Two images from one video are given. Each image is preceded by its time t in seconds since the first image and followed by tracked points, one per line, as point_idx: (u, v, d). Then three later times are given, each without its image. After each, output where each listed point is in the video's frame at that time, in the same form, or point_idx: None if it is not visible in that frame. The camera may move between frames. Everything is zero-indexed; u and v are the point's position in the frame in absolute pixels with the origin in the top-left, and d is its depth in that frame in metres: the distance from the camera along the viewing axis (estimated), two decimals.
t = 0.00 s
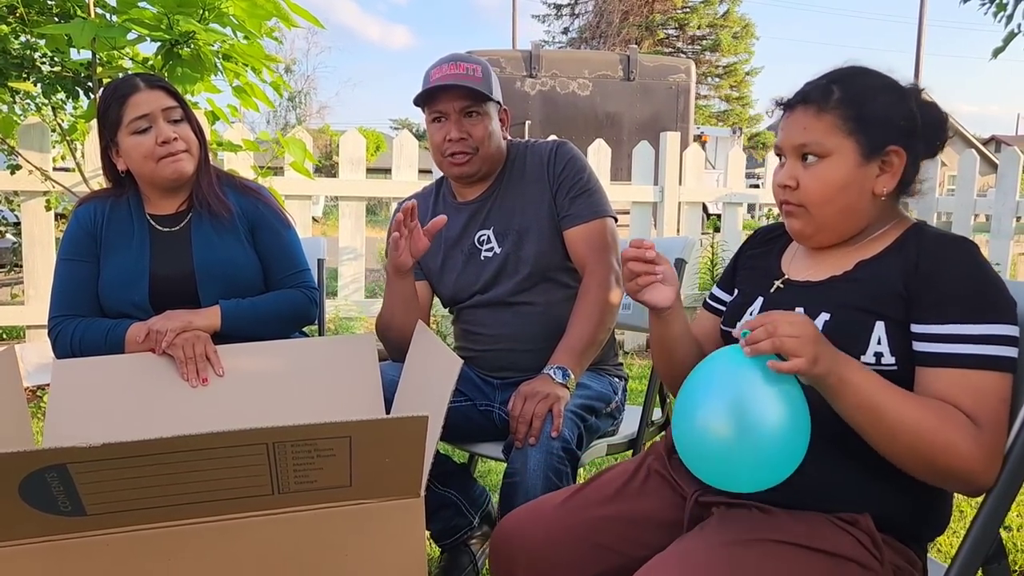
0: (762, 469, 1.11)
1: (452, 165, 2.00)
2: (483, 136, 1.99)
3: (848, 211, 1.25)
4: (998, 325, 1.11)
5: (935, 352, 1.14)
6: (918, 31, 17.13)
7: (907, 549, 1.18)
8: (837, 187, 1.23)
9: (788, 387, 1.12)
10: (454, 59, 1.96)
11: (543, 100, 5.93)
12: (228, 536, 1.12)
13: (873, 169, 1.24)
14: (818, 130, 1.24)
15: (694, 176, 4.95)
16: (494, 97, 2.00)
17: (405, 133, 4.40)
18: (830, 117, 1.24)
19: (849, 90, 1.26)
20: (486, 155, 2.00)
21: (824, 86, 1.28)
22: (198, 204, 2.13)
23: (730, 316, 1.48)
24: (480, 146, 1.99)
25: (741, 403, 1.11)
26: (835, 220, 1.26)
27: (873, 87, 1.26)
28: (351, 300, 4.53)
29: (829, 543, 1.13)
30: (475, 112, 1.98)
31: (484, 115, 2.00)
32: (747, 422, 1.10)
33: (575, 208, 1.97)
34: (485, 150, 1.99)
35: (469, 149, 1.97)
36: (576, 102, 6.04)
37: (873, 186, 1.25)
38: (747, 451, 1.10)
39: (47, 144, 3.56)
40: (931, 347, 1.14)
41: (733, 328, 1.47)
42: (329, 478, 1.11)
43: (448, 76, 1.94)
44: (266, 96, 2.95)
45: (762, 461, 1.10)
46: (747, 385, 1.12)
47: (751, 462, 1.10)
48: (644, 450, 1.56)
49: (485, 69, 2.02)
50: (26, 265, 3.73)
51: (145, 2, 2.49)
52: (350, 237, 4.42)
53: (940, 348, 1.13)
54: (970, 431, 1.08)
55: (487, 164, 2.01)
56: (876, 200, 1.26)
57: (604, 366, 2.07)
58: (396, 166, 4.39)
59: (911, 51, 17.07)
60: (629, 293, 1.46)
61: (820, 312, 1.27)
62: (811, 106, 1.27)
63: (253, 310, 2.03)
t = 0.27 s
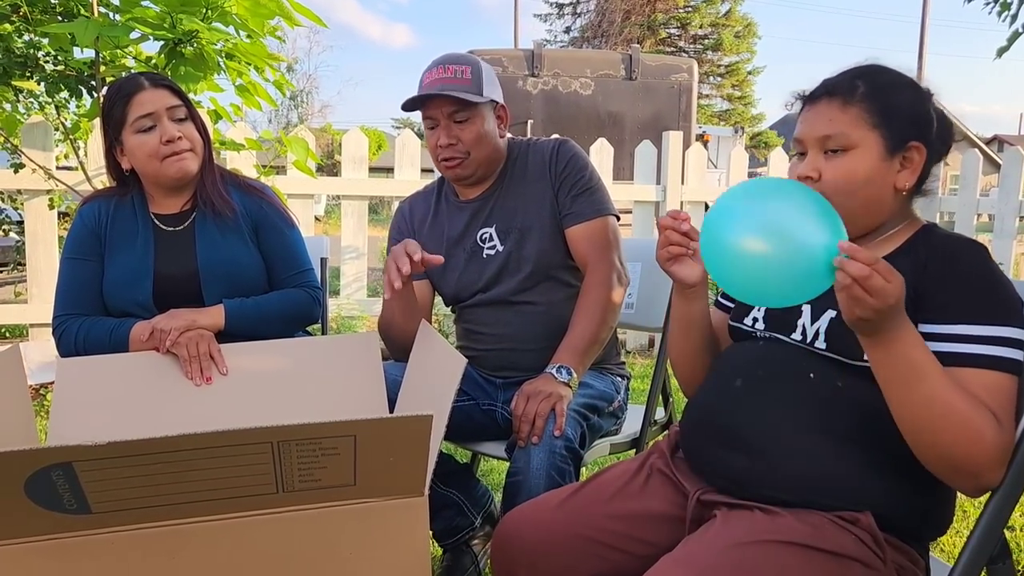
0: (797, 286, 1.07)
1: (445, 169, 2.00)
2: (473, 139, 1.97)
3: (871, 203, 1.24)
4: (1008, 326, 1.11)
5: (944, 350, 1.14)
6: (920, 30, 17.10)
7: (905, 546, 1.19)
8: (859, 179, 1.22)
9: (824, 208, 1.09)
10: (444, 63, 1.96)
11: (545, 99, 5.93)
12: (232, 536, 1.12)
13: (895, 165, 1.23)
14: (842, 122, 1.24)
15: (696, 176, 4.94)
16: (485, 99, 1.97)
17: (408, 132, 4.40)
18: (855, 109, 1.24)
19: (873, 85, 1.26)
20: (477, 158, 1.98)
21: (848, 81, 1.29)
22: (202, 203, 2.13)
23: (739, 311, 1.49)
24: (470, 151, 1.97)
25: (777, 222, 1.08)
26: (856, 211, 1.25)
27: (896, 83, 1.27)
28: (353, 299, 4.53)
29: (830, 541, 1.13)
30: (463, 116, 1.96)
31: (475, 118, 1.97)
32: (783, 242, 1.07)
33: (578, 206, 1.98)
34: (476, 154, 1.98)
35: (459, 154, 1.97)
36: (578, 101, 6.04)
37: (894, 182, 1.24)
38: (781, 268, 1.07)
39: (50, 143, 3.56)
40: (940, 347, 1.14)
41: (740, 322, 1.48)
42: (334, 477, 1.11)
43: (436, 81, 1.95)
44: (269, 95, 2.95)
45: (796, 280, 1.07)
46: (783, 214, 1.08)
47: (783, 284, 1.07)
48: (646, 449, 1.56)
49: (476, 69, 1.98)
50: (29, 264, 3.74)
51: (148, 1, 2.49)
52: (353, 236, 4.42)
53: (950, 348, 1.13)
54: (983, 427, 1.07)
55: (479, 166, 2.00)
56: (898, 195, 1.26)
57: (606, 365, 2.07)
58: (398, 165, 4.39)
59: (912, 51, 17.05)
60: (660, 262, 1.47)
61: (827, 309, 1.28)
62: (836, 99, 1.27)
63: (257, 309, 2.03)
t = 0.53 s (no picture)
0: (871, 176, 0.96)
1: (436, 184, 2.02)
2: (452, 156, 1.93)
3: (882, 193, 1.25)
4: (1014, 325, 1.11)
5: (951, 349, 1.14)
6: (924, 29, 17.06)
7: (908, 546, 1.19)
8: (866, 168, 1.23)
9: (891, 105, 1.01)
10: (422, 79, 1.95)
11: (548, 98, 5.92)
12: (236, 533, 1.12)
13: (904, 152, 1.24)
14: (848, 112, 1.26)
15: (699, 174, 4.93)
16: (459, 113, 1.91)
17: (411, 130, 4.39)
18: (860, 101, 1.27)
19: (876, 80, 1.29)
20: (462, 172, 1.97)
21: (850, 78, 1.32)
22: (205, 203, 2.13)
23: (745, 308, 1.47)
24: (456, 168, 1.96)
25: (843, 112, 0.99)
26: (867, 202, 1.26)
27: (894, 79, 1.33)
28: (356, 297, 4.54)
29: (830, 540, 1.13)
30: (442, 136, 1.93)
31: (450, 134, 1.92)
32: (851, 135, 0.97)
33: (575, 207, 1.97)
34: (463, 170, 1.96)
35: (444, 172, 1.97)
36: (581, 100, 6.03)
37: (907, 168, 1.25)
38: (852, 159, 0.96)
39: (53, 141, 3.56)
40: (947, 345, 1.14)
41: (745, 321, 1.46)
42: (337, 475, 1.11)
43: (415, 101, 1.95)
44: (272, 94, 2.95)
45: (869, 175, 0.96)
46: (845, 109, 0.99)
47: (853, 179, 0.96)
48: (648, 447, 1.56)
49: (454, 81, 1.93)
50: (32, 262, 3.74)
51: None
52: (355, 234, 4.42)
53: (956, 347, 1.13)
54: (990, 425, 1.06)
55: (467, 178, 1.99)
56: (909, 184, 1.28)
57: (608, 364, 2.07)
58: (401, 163, 4.39)
59: (914, 50, 17.04)
60: (663, 268, 1.48)
61: (833, 309, 1.26)
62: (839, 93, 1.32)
63: (260, 307, 2.04)
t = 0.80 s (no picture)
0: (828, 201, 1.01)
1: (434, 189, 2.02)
2: (448, 161, 1.93)
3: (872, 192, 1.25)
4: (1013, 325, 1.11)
5: (952, 352, 1.14)
6: (925, 28, 17.05)
7: (912, 546, 1.19)
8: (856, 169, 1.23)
9: (864, 129, 1.04)
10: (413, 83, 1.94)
11: (549, 97, 5.92)
12: (237, 531, 1.12)
13: (891, 151, 1.24)
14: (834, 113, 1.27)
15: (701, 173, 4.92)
16: (451, 118, 1.90)
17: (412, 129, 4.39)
18: (845, 102, 1.28)
19: (861, 80, 1.30)
20: (459, 176, 1.97)
21: (837, 79, 1.33)
22: (211, 201, 2.14)
23: (745, 311, 1.47)
24: (453, 171, 1.95)
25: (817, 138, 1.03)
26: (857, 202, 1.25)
27: (882, 76, 1.30)
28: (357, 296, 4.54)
29: (833, 540, 1.13)
30: (437, 140, 1.92)
31: (444, 140, 1.92)
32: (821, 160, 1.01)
33: (573, 204, 1.97)
34: (459, 172, 1.96)
35: (441, 177, 1.97)
36: (582, 98, 6.03)
37: (893, 169, 1.25)
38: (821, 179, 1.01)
39: (54, 139, 3.56)
40: (945, 348, 1.15)
41: (746, 323, 1.45)
42: (338, 473, 1.11)
43: (407, 105, 1.95)
44: (273, 92, 2.95)
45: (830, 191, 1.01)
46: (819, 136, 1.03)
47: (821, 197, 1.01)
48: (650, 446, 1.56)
49: (446, 84, 1.93)
50: (34, 260, 3.75)
51: None
52: (356, 233, 4.41)
53: (954, 350, 1.14)
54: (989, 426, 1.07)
55: (465, 182, 1.99)
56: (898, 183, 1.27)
57: (608, 362, 2.07)
58: (401, 162, 4.38)
59: (915, 49, 17.03)
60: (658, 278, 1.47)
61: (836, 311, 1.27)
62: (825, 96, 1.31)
63: (262, 307, 2.04)
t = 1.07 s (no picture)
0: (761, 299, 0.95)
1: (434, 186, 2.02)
2: (448, 159, 1.93)
3: (873, 193, 1.25)
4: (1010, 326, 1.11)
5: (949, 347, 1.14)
6: (925, 27, 17.04)
7: (912, 544, 1.18)
8: (858, 171, 1.23)
9: (795, 218, 0.99)
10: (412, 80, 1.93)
11: (549, 95, 5.92)
12: (237, 528, 1.12)
13: (891, 152, 1.24)
14: (832, 115, 1.25)
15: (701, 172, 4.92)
16: (451, 117, 1.89)
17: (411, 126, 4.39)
18: (844, 102, 1.26)
19: (859, 79, 1.28)
20: (460, 174, 1.97)
21: (835, 77, 1.31)
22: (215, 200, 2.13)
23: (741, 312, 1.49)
24: (453, 169, 1.95)
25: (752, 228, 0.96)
26: (859, 203, 1.25)
27: (882, 74, 1.29)
28: (357, 294, 4.54)
29: (832, 537, 1.13)
30: (437, 138, 1.92)
31: (444, 138, 1.91)
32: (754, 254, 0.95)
33: (572, 201, 1.97)
34: (460, 171, 1.96)
35: (441, 175, 1.97)
36: (582, 96, 6.02)
37: (892, 169, 1.25)
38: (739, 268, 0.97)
39: (53, 136, 3.56)
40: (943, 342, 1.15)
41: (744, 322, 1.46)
42: (337, 469, 1.11)
43: (408, 103, 1.94)
44: (273, 89, 2.94)
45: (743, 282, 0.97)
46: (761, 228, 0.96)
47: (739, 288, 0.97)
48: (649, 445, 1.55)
49: (446, 80, 1.92)
50: (33, 257, 3.74)
51: None
52: (356, 230, 4.41)
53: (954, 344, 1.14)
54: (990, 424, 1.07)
55: (465, 179, 1.99)
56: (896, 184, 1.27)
57: (607, 360, 2.07)
58: (401, 160, 4.38)
59: (915, 48, 17.03)
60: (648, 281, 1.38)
61: (834, 310, 1.28)
62: (823, 95, 1.29)
63: (264, 305, 2.03)
